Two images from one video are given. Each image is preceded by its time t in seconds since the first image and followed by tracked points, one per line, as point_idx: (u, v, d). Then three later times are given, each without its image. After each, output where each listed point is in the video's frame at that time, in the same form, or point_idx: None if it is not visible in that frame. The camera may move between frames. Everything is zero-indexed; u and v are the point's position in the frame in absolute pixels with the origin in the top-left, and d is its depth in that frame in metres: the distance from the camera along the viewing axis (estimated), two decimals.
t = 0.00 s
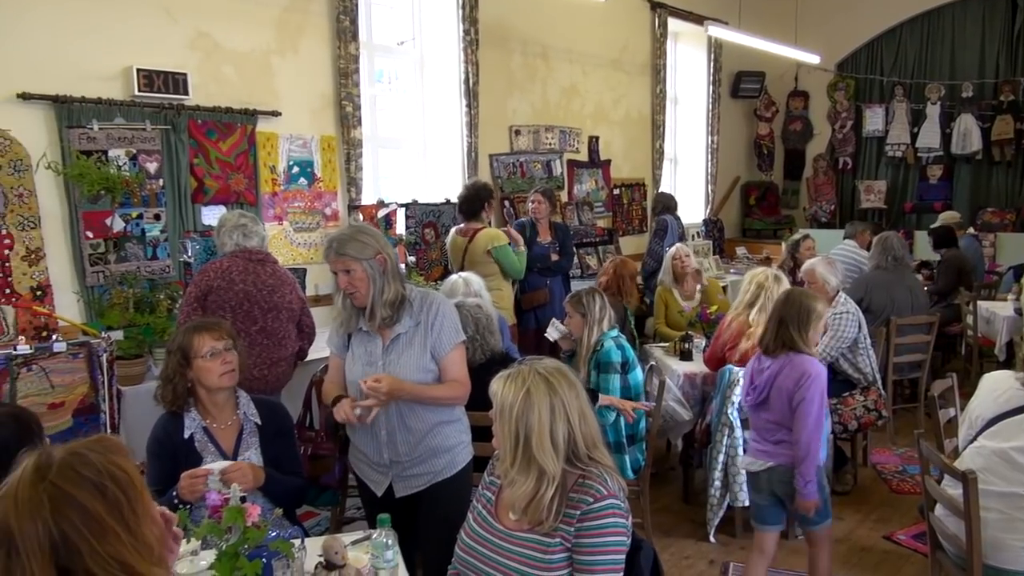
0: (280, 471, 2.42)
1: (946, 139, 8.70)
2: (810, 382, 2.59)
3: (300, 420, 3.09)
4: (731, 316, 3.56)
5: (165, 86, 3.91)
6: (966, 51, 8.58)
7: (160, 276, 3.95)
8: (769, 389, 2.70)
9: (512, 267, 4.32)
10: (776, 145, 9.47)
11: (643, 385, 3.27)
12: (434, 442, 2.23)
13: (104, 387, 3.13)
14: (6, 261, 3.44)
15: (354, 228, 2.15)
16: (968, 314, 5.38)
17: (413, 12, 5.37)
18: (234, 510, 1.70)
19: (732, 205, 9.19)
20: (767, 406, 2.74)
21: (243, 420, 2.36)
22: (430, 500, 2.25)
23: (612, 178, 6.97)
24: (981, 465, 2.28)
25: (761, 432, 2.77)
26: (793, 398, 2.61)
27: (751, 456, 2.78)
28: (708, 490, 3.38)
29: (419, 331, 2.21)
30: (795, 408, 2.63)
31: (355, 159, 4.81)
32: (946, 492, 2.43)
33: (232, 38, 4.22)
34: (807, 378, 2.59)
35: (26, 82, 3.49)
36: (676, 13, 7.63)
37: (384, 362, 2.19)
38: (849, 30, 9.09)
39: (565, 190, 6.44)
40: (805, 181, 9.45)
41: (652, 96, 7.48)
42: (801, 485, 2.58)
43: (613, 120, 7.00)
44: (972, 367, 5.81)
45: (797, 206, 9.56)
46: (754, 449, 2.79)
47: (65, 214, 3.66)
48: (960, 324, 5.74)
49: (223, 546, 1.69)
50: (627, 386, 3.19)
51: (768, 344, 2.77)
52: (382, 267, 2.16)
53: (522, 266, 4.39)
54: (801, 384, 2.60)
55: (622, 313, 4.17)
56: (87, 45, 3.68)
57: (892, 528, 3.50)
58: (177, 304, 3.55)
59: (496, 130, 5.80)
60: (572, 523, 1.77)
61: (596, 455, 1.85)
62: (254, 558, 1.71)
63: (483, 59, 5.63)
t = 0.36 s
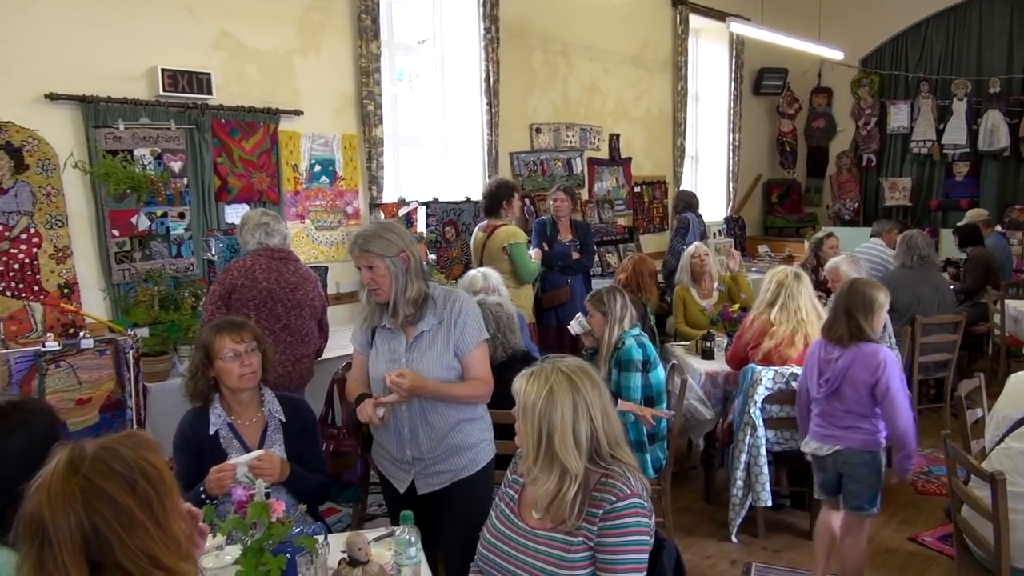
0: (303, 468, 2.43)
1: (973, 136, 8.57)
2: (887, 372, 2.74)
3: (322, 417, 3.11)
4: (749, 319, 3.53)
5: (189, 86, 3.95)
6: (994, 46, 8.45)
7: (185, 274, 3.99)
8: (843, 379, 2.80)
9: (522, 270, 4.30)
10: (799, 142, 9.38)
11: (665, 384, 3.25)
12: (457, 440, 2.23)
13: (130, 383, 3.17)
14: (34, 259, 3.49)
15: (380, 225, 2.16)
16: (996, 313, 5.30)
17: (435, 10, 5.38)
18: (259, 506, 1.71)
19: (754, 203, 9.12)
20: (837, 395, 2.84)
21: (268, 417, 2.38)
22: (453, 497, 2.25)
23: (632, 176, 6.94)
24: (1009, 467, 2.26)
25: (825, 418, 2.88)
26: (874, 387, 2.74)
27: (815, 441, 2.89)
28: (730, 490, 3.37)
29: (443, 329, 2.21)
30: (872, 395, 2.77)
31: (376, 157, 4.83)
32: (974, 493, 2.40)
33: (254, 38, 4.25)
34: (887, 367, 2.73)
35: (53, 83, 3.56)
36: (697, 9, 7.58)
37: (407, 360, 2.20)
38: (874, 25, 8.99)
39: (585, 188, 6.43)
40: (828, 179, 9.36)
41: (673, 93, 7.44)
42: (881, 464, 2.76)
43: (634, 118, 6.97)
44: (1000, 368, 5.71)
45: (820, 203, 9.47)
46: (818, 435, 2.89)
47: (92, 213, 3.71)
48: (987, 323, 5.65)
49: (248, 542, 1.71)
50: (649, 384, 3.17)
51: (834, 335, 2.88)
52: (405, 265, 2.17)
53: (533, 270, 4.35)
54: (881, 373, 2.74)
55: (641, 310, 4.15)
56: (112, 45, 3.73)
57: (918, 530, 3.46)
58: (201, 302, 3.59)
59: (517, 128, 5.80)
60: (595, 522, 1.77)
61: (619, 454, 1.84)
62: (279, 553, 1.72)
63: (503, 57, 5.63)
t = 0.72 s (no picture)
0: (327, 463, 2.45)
1: (1002, 133, 8.42)
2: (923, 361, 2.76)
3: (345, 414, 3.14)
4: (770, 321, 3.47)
5: (215, 85, 3.99)
6: None
7: (209, 271, 4.03)
8: (879, 370, 2.84)
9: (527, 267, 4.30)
10: (824, 140, 9.29)
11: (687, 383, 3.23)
12: (479, 437, 2.24)
13: (156, 378, 3.22)
14: (63, 255, 3.56)
15: (404, 223, 2.17)
16: None
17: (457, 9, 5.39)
18: (284, 500, 1.72)
19: (778, 201, 9.04)
20: (874, 384, 2.88)
21: (292, 412, 2.40)
22: (475, 494, 2.25)
23: (655, 174, 6.91)
24: None
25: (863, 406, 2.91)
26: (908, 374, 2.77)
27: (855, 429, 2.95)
28: (753, 489, 3.35)
29: (465, 327, 2.22)
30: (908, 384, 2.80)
31: (399, 155, 4.85)
32: (1003, 496, 2.36)
33: (279, 37, 4.29)
34: (922, 356, 2.75)
35: (81, 82, 3.61)
36: (721, 6, 7.52)
37: (430, 356, 2.21)
38: (901, 20, 8.88)
39: (607, 186, 6.41)
40: (854, 177, 9.25)
41: (696, 91, 7.39)
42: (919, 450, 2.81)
43: (657, 116, 6.94)
44: None
45: (845, 202, 9.36)
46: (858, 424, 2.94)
47: (119, 211, 3.77)
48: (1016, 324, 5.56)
49: (272, 536, 1.72)
50: (671, 383, 3.15)
51: (872, 326, 2.91)
52: (427, 263, 2.17)
53: (541, 270, 4.32)
54: (916, 362, 2.76)
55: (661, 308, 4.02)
56: (137, 45, 3.78)
57: (944, 533, 3.42)
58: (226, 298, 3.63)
59: (538, 125, 5.79)
60: (617, 521, 1.76)
61: (642, 452, 1.83)
62: (303, 547, 1.74)
63: (525, 55, 5.62)
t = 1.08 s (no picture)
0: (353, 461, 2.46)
1: None
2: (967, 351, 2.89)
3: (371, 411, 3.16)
4: (792, 319, 3.47)
5: (242, 85, 4.04)
6: None
7: (236, 269, 4.08)
8: (925, 359, 2.98)
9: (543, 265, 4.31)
10: (852, 138, 9.17)
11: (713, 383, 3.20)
12: (503, 435, 2.24)
13: (185, 375, 3.26)
14: (94, 253, 3.63)
15: (428, 222, 2.18)
16: None
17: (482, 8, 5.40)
18: (311, 496, 1.74)
19: (804, 200, 8.94)
20: (919, 374, 3.01)
21: (319, 409, 2.42)
22: (500, 492, 2.25)
23: (680, 172, 6.87)
24: None
25: (911, 396, 3.04)
26: (953, 361, 2.90)
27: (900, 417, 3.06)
28: (779, 491, 3.32)
29: (489, 326, 2.22)
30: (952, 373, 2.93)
31: (423, 154, 4.86)
32: None
33: (305, 37, 4.32)
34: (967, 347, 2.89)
35: (111, 83, 3.67)
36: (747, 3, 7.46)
37: (454, 355, 2.22)
38: (931, 16, 8.75)
39: (631, 185, 6.38)
40: (882, 175, 9.13)
41: (722, 89, 7.34)
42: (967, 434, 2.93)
43: (681, 114, 6.90)
44: None
45: (873, 200, 9.24)
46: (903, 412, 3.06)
47: (149, 209, 3.82)
48: None
49: (300, 532, 1.73)
50: (696, 382, 3.14)
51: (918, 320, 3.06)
52: (450, 264, 2.18)
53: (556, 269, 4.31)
54: (960, 351, 2.90)
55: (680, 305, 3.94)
56: (166, 46, 3.83)
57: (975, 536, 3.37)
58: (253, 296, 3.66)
59: (563, 124, 5.78)
60: (643, 520, 1.76)
61: (668, 452, 1.82)
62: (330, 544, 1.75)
63: (550, 53, 5.61)
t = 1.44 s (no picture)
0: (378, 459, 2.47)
1: None
2: None
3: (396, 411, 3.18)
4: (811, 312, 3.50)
5: (271, 85, 4.08)
6: None
7: (264, 268, 4.12)
8: (1003, 346, 3.12)
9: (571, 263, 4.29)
10: (882, 136, 9.05)
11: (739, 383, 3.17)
12: (529, 434, 2.24)
13: (214, 371, 3.30)
14: (126, 251, 3.69)
15: (457, 221, 2.18)
16: None
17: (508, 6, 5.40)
18: (339, 493, 1.75)
19: (833, 199, 8.83)
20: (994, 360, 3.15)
21: (346, 407, 2.44)
22: (526, 491, 2.25)
23: (706, 171, 6.82)
24: None
25: (985, 379, 3.21)
26: None
27: (975, 400, 3.22)
28: (807, 493, 3.28)
29: (514, 326, 2.22)
30: None
31: (449, 153, 4.87)
32: None
33: (332, 36, 4.35)
34: None
35: (143, 83, 3.73)
36: None
37: (479, 355, 2.23)
38: (965, 11, 8.60)
39: (657, 184, 6.34)
40: (913, 173, 8.98)
41: (749, 86, 7.27)
42: None
43: (708, 112, 6.85)
44: None
45: (904, 199, 9.10)
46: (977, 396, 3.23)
47: (179, 208, 3.87)
48: None
49: (328, 528, 1.74)
50: (724, 383, 3.12)
51: (995, 309, 3.19)
52: (476, 264, 2.18)
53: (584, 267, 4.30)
54: None
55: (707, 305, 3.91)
56: (196, 47, 3.88)
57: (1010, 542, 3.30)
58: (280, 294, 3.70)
59: (589, 123, 5.77)
60: (670, 521, 1.75)
61: (695, 453, 1.81)
62: (358, 541, 1.75)
63: (575, 51, 5.60)
